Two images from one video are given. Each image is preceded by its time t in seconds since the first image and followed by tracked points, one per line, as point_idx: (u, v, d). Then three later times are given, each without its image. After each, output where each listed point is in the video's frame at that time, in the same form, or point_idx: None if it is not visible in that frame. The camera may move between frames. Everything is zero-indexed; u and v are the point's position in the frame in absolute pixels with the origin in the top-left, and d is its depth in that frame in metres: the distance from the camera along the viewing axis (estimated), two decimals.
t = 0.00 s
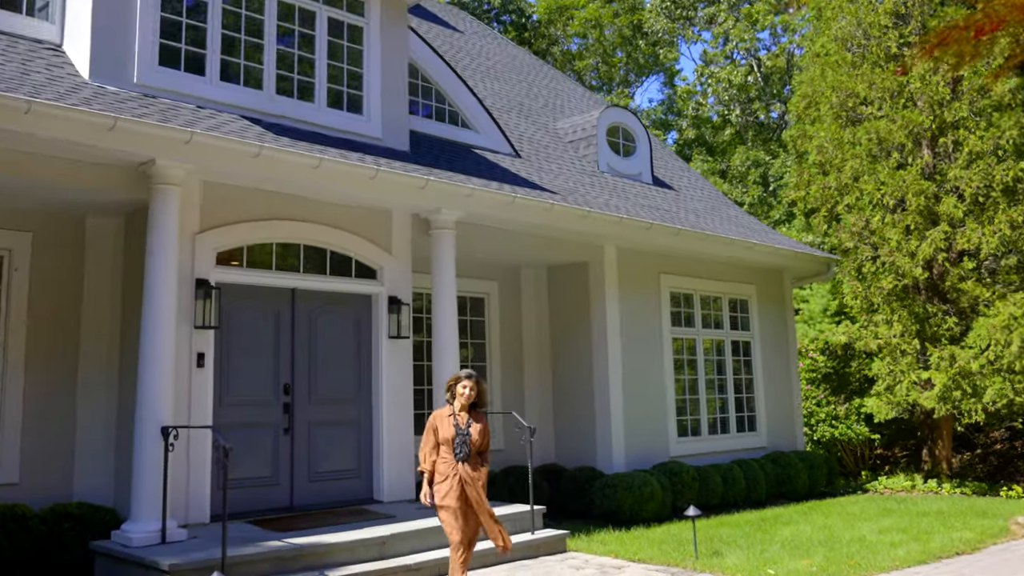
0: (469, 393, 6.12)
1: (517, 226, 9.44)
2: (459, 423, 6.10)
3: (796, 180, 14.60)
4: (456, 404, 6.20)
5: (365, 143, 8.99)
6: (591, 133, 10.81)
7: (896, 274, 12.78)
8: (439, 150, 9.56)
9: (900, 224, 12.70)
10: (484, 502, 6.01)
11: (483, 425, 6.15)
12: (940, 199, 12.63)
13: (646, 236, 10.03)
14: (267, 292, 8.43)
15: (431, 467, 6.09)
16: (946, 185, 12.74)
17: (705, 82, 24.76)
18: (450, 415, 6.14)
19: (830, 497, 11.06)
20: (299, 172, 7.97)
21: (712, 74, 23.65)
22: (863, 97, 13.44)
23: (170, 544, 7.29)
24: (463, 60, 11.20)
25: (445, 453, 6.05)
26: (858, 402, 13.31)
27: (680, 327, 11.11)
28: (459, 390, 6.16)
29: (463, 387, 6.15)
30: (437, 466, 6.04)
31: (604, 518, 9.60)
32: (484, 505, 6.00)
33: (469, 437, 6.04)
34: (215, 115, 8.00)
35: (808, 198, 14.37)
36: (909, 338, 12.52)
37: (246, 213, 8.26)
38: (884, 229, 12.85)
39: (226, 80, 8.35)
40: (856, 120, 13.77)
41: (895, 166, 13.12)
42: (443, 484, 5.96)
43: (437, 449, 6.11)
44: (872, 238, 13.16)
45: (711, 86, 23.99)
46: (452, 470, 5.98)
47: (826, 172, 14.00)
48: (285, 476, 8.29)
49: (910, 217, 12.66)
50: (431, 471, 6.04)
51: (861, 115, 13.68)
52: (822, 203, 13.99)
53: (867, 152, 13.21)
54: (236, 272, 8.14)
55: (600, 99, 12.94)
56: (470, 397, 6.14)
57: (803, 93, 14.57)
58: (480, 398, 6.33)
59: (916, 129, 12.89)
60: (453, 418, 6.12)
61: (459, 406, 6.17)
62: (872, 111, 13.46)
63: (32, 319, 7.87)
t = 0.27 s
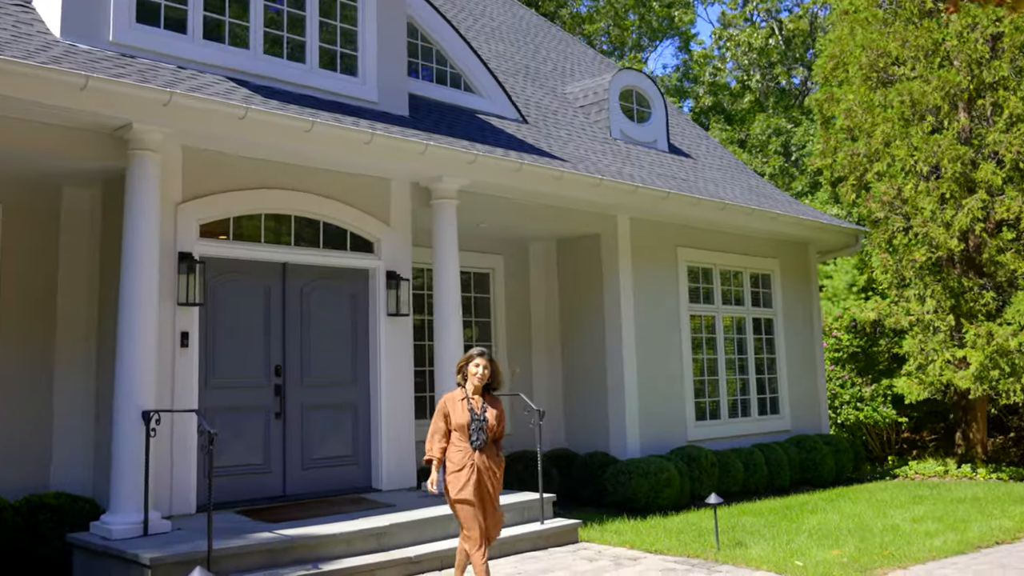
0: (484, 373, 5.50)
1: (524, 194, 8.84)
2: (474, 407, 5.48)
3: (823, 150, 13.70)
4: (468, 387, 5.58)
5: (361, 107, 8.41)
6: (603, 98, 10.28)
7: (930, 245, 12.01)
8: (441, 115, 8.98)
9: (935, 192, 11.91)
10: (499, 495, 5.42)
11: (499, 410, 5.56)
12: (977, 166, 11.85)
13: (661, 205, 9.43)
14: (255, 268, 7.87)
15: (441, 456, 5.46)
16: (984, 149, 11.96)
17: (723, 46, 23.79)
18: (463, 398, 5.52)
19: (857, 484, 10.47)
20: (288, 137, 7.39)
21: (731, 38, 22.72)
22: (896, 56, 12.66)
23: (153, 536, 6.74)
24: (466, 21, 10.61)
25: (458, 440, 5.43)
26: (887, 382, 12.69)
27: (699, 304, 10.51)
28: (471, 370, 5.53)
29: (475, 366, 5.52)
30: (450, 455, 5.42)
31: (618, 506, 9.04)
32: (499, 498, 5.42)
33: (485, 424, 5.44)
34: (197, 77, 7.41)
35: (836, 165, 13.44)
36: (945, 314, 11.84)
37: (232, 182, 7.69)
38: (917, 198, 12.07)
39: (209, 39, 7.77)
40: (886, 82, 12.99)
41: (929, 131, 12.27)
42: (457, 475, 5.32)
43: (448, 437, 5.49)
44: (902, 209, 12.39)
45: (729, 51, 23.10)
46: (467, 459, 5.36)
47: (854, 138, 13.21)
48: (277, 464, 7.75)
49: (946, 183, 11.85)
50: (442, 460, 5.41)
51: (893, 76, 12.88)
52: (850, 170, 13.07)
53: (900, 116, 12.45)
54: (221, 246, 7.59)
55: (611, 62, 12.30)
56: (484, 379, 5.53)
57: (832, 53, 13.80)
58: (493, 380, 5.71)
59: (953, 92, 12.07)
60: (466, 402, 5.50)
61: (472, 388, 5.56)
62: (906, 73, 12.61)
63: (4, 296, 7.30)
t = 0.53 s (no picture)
0: (499, 350, 4.93)
1: (530, 163, 8.31)
2: (488, 388, 4.96)
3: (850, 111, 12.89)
4: (481, 365, 5.02)
5: (356, 71, 7.90)
6: (614, 63, 9.85)
7: (961, 219, 11.45)
8: (442, 80, 8.47)
9: (966, 162, 11.30)
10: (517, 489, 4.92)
11: (515, 389, 5.04)
12: (1012, 134, 11.14)
13: (675, 175, 8.89)
14: (243, 241, 7.38)
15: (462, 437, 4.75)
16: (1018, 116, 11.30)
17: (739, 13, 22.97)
18: (476, 377, 4.97)
19: (881, 471, 9.95)
20: (277, 101, 6.88)
21: (747, 4, 21.91)
22: (927, 18, 11.88)
23: (134, 528, 6.25)
24: None
25: (472, 424, 4.88)
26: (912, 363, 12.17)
27: (715, 282, 10.01)
28: (484, 348, 4.95)
29: (487, 343, 4.93)
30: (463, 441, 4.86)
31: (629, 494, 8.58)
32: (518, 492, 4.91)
33: (501, 405, 4.93)
34: (180, 37, 6.91)
35: (861, 134, 12.79)
36: (975, 291, 11.30)
37: (219, 151, 7.20)
38: (948, 167, 11.46)
39: None
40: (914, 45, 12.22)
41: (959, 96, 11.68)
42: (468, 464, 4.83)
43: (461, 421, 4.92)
44: (932, 179, 11.73)
45: (746, 17, 22.28)
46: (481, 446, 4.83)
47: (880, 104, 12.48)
48: (268, 450, 7.29)
49: (978, 152, 11.23)
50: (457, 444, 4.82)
51: (923, 39, 12.10)
52: (876, 139, 12.42)
53: (931, 80, 11.73)
54: (207, 218, 7.10)
55: (623, 27, 11.77)
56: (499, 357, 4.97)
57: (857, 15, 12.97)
58: (507, 355, 5.19)
59: (986, 55, 11.40)
60: (480, 382, 4.96)
61: (485, 367, 5.00)
62: (937, 34, 11.90)
63: None
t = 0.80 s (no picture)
0: (507, 332, 4.32)
1: (532, 135, 7.88)
2: (492, 372, 4.32)
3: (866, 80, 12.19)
4: (485, 346, 4.38)
5: (349, 39, 7.45)
6: (622, 31, 9.50)
7: (986, 196, 10.95)
8: (440, 48, 8.03)
9: (991, 136, 10.84)
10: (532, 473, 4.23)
11: (523, 375, 4.39)
12: None
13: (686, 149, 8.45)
14: (228, 217, 6.95)
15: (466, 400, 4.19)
16: None
17: None
18: (479, 360, 4.33)
19: (900, 459, 9.54)
20: (263, 68, 6.43)
21: None
22: None
23: (110, 522, 5.83)
24: None
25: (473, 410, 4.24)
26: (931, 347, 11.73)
27: (727, 262, 9.58)
28: (489, 329, 4.33)
29: (493, 324, 4.31)
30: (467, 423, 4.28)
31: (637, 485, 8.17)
32: (534, 482, 4.20)
33: (506, 392, 4.28)
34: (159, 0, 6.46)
35: (880, 108, 12.05)
36: (1000, 271, 10.91)
37: (201, 122, 6.76)
38: (971, 141, 10.93)
39: None
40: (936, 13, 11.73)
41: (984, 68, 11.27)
42: (468, 458, 4.21)
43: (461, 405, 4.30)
44: (956, 154, 11.23)
45: None
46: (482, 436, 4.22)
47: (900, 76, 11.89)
48: (255, 439, 6.90)
49: (1005, 127, 10.76)
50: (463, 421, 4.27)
51: (946, 7, 11.60)
52: (897, 112, 11.69)
53: (954, 49, 11.24)
54: (188, 194, 6.67)
55: None
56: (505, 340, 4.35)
57: None
58: (515, 338, 4.50)
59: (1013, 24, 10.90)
60: (483, 365, 4.33)
61: (490, 349, 4.36)
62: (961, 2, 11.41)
63: None
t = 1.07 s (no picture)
0: (505, 316, 3.92)
1: (531, 109, 7.50)
2: (491, 360, 3.90)
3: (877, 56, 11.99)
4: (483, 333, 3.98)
5: (336, 6, 7.05)
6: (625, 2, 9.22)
7: (1003, 173, 10.55)
8: (434, 17, 7.64)
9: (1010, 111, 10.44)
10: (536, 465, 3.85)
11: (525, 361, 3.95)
12: None
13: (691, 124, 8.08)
14: (209, 194, 6.57)
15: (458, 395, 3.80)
16: None
17: None
18: (475, 348, 3.93)
19: (912, 448, 9.21)
20: (242, 35, 6.03)
21: None
22: None
23: (82, 516, 5.45)
24: None
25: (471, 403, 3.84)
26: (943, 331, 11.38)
27: (733, 243, 9.22)
28: (486, 313, 3.94)
29: (490, 307, 3.93)
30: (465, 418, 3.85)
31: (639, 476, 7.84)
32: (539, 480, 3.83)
33: (506, 381, 3.85)
34: None
35: (894, 82, 11.82)
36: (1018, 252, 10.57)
37: (179, 94, 6.37)
38: (988, 117, 10.48)
39: None
40: None
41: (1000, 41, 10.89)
42: (466, 453, 3.82)
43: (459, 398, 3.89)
44: (971, 130, 10.81)
45: None
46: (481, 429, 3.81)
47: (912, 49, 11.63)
48: (238, 428, 6.55)
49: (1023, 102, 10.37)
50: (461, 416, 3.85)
51: None
52: (908, 88, 11.58)
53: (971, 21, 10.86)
54: (166, 170, 6.29)
55: None
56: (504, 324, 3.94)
57: None
58: (515, 322, 4.11)
59: None
60: (480, 352, 3.92)
61: (487, 335, 3.96)
62: None
63: None
